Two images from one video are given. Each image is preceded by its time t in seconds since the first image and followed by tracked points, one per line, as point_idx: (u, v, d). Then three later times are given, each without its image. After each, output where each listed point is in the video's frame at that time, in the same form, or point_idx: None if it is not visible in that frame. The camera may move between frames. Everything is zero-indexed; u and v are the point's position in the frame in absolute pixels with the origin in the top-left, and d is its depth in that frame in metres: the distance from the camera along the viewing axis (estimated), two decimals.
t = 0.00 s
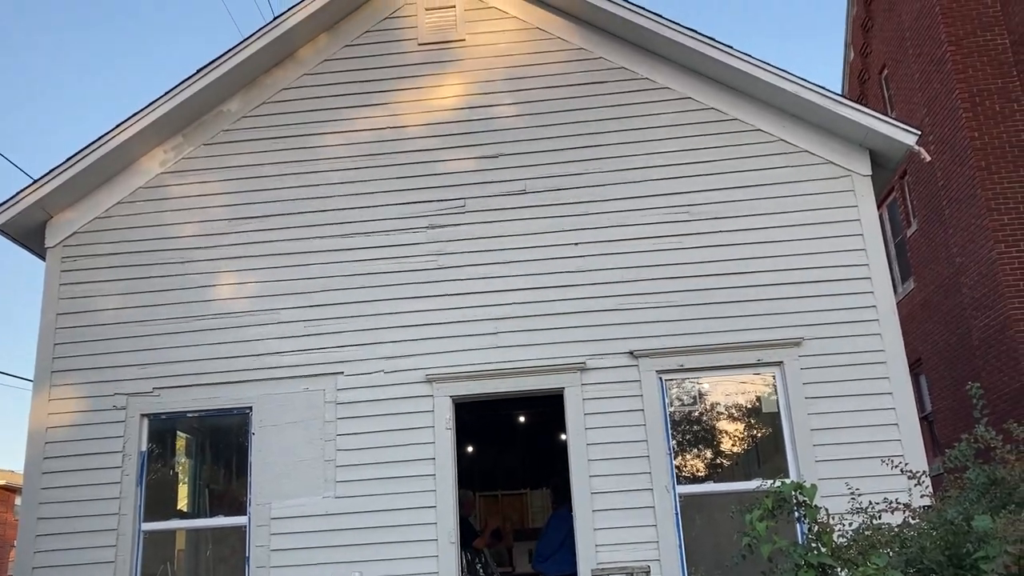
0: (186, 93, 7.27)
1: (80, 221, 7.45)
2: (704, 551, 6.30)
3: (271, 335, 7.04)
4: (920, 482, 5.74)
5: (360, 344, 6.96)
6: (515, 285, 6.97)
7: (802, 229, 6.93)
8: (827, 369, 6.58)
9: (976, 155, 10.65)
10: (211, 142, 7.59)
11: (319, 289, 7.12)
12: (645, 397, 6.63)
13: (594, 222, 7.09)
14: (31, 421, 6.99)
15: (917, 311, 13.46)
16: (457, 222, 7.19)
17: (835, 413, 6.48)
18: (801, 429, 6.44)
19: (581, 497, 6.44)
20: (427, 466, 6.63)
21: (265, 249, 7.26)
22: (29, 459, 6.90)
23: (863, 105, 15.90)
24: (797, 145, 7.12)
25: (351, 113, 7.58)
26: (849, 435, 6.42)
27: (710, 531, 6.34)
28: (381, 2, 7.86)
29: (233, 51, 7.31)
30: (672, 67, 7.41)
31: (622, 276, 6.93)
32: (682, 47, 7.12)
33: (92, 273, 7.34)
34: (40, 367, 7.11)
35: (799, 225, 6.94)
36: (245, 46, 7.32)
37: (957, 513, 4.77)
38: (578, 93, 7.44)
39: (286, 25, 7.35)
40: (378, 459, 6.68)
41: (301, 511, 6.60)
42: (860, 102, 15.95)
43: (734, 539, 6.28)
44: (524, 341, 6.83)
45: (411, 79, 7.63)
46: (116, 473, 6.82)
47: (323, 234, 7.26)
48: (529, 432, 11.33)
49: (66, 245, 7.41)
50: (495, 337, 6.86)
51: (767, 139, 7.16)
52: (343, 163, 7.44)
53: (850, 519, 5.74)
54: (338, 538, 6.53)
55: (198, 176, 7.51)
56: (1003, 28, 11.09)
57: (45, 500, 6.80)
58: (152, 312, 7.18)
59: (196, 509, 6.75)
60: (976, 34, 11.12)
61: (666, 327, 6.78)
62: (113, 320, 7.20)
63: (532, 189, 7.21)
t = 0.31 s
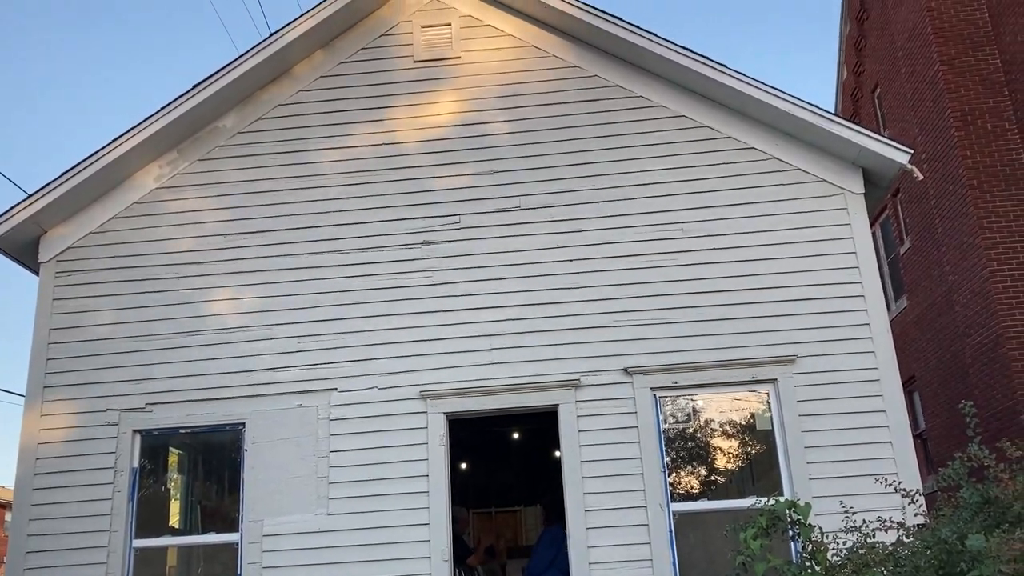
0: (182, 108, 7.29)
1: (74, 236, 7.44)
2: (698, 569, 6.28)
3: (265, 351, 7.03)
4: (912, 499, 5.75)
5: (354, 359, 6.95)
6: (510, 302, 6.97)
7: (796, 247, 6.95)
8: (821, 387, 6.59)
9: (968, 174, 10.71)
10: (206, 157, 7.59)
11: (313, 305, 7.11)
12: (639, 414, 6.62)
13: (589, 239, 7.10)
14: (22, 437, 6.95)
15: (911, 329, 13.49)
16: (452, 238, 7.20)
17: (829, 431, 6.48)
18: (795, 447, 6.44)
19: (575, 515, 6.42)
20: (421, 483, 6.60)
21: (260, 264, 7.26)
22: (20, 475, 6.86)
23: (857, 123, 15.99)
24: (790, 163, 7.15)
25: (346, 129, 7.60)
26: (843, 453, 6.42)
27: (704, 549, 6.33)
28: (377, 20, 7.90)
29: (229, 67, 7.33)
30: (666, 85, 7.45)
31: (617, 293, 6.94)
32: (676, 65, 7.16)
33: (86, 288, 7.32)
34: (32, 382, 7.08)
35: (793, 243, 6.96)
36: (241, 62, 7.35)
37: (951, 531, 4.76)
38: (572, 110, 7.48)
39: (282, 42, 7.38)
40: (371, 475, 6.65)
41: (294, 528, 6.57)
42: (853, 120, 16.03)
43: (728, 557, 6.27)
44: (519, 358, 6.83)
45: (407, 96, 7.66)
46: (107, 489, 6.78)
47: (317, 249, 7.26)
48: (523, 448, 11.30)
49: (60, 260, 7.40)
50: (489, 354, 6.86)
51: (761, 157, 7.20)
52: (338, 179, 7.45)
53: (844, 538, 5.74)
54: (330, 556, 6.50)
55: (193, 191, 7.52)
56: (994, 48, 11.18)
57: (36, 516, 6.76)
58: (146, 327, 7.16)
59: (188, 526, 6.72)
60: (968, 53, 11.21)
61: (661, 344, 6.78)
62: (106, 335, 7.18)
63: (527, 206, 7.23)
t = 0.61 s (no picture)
0: (177, 123, 7.29)
1: (67, 250, 7.42)
2: None
3: (257, 366, 7.01)
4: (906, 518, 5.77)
5: (347, 375, 6.93)
6: (503, 318, 6.97)
7: (790, 264, 6.96)
8: (814, 405, 6.58)
9: (960, 192, 10.76)
10: (201, 172, 7.59)
11: (306, 320, 7.10)
12: (633, 431, 6.60)
13: (583, 255, 7.11)
14: (12, 452, 6.90)
15: (904, 347, 13.51)
16: (446, 254, 7.20)
17: (822, 449, 6.47)
18: (788, 464, 6.43)
19: (568, 532, 6.39)
20: (413, 499, 6.57)
21: (253, 279, 7.24)
22: (9, 490, 6.81)
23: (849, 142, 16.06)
24: (783, 181, 7.18)
25: (341, 145, 7.61)
26: (837, 471, 6.41)
27: (697, 567, 6.31)
28: (372, 36, 7.93)
29: (225, 82, 7.35)
30: (660, 103, 7.49)
31: (610, 309, 6.94)
32: (670, 83, 7.19)
33: (78, 302, 7.30)
34: (22, 396, 7.04)
35: (786, 260, 6.98)
36: (237, 77, 7.36)
37: (944, 550, 4.79)
38: (566, 127, 7.50)
39: (278, 57, 7.40)
40: (364, 492, 6.62)
41: (285, 545, 6.52)
42: (846, 139, 16.12)
43: None
44: (512, 374, 6.82)
45: (402, 112, 7.68)
46: (97, 505, 6.73)
47: (311, 264, 7.26)
48: (517, 464, 11.25)
49: (52, 274, 7.38)
50: (482, 370, 6.84)
51: (755, 174, 7.22)
52: (332, 194, 7.46)
53: (838, 556, 5.74)
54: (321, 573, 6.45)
55: (187, 206, 7.51)
56: (985, 67, 11.27)
57: (24, 531, 6.70)
58: (138, 342, 7.13)
59: (179, 542, 6.67)
60: (960, 73, 11.30)
61: (654, 361, 6.78)
62: (98, 349, 7.15)
63: (521, 222, 7.24)
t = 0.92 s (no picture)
0: (171, 138, 7.30)
1: (60, 264, 7.40)
2: None
3: (250, 381, 6.99)
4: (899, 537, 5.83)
5: (339, 391, 6.92)
6: (497, 334, 6.97)
7: (782, 282, 6.99)
8: (807, 422, 6.59)
9: (951, 211, 10.82)
10: (195, 187, 7.60)
11: (299, 336, 7.09)
12: (626, 448, 6.60)
13: (576, 271, 7.12)
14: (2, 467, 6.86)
15: (896, 364, 13.54)
16: (439, 270, 7.20)
17: (815, 466, 6.47)
18: (780, 482, 6.42)
19: (561, 550, 6.37)
20: (405, 516, 6.55)
21: (246, 294, 7.24)
22: None
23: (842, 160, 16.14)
24: (775, 199, 7.21)
25: (335, 160, 7.63)
26: (830, 489, 6.41)
27: None
28: (367, 52, 7.97)
29: (220, 97, 7.36)
30: (653, 120, 7.53)
31: (604, 326, 6.94)
32: (664, 101, 7.23)
33: (71, 316, 7.27)
34: (13, 411, 7.00)
35: (779, 278, 7.00)
36: (232, 93, 7.38)
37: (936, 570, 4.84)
38: (560, 144, 7.53)
39: (273, 73, 7.43)
40: (356, 508, 6.59)
41: (276, 562, 6.48)
42: (839, 157, 16.21)
43: None
44: (505, 390, 6.81)
45: (396, 128, 7.70)
46: (87, 520, 6.69)
47: (304, 279, 7.25)
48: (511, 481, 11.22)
49: (44, 287, 7.36)
50: (476, 386, 6.84)
51: (747, 192, 7.26)
52: (326, 209, 7.47)
53: None
54: None
55: (181, 221, 7.51)
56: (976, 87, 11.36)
57: (13, 547, 6.64)
58: (130, 356, 7.11)
59: (169, 558, 6.63)
60: (951, 93, 11.37)
61: (647, 378, 6.78)
62: (90, 363, 7.12)
63: (515, 238, 7.25)
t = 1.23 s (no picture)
0: (165, 151, 7.29)
1: (51, 276, 7.37)
2: None
3: (240, 396, 6.96)
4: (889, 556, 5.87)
5: (331, 406, 6.89)
6: (489, 349, 6.96)
7: (774, 299, 7.00)
8: (799, 440, 6.58)
9: (943, 230, 10.86)
10: (188, 200, 7.59)
11: (291, 350, 7.07)
12: (618, 464, 6.58)
13: (569, 287, 7.13)
14: None
15: (888, 382, 13.56)
16: (432, 285, 7.20)
17: (808, 484, 6.46)
18: (773, 500, 6.41)
19: (552, 567, 6.34)
20: (396, 532, 6.51)
21: (238, 308, 7.22)
22: None
23: (834, 178, 16.22)
24: (768, 216, 7.24)
25: (329, 175, 7.64)
26: (822, 507, 6.40)
27: None
28: (362, 68, 7.98)
29: (214, 111, 7.37)
30: (647, 137, 7.55)
31: (596, 342, 6.94)
32: (658, 119, 7.26)
33: (61, 329, 7.24)
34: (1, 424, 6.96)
35: (771, 295, 7.01)
36: (226, 107, 7.39)
37: None
38: (554, 160, 7.55)
39: (268, 87, 7.44)
40: (346, 524, 6.55)
41: None
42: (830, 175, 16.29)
43: None
44: (497, 406, 6.79)
45: (390, 143, 7.72)
46: (75, 535, 6.64)
47: (296, 293, 7.24)
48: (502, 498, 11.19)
49: (35, 300, 7.32)
50: (467, 402, 6.82)
51: (740, 210, 7.28)
52: (319, 224, 7.46)
53: None
54: None
55: (173, 234, 7.49)
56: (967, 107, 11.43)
57: None
58: (120, 370, 7.08)
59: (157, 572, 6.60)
60: (942, 112, 11.44)
61: (639, 394, 6.78)
62: (80, 377, 7.08)
63: (508, 253, 7.26)
